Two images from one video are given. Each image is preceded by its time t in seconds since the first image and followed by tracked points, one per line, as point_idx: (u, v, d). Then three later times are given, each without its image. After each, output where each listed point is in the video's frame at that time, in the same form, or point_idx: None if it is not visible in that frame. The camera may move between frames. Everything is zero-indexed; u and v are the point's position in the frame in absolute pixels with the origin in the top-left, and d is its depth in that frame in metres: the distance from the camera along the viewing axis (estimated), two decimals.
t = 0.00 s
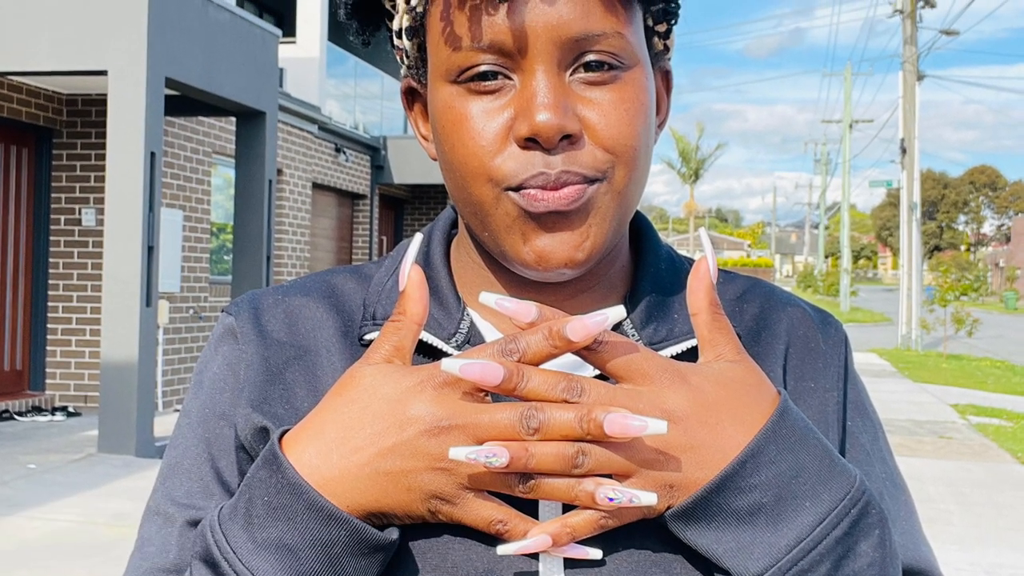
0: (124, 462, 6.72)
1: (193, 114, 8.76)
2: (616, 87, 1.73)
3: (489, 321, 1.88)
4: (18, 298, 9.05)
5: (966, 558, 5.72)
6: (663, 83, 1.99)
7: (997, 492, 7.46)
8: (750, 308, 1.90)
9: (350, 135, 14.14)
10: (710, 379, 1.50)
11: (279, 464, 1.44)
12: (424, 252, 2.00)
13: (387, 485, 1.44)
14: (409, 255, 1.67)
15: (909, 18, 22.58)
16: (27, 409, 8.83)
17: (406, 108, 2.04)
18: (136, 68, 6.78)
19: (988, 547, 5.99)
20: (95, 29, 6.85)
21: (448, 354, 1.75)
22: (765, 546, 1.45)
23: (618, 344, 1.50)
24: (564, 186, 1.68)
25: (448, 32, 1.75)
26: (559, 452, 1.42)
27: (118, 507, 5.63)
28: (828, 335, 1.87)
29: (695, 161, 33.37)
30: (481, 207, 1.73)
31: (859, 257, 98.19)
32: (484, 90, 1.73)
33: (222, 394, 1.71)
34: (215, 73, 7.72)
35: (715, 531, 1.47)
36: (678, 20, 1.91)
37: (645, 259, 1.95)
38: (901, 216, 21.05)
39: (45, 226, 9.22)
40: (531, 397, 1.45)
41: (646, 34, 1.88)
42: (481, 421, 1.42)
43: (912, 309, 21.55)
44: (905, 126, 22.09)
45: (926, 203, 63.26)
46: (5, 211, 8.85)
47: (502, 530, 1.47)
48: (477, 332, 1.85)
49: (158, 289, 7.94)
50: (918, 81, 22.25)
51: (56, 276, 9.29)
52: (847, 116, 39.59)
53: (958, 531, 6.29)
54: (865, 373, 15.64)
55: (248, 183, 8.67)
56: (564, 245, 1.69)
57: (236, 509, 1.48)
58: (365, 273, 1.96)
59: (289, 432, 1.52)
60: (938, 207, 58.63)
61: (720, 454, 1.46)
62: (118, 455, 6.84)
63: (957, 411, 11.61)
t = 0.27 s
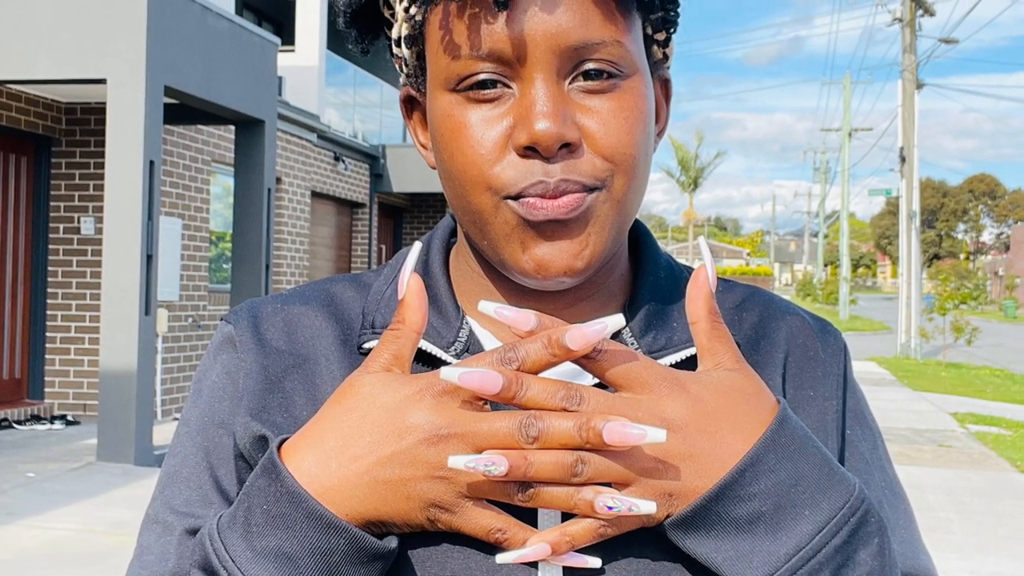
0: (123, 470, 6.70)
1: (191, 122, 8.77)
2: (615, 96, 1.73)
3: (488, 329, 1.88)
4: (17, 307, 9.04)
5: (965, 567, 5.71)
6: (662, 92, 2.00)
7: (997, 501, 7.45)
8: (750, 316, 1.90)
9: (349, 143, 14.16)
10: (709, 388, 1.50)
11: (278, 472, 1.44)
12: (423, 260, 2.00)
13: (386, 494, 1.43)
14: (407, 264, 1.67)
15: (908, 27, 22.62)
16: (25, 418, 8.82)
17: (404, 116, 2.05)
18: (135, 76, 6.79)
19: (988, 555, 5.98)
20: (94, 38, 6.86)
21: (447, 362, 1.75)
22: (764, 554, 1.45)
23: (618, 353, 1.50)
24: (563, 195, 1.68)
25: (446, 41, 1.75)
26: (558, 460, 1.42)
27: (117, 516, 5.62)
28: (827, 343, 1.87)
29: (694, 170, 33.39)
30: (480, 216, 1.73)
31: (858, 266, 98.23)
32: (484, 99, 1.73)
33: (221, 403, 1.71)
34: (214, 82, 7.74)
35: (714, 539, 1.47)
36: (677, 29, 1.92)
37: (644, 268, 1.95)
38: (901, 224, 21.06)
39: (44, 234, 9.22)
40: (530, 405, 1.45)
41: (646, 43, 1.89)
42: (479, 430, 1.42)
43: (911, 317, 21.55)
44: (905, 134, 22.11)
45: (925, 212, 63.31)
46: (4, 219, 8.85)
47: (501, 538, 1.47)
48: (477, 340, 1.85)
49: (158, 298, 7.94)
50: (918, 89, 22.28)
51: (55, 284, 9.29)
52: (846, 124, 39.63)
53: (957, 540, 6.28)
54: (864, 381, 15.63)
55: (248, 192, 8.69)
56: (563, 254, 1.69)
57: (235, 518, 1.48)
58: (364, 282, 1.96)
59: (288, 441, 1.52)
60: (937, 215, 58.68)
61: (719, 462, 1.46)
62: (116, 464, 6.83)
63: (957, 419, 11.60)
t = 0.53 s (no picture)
0: (121, 479, 6.70)
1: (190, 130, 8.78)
2: (614, 105, 1.74)
3: (487, 338, 1.88)
4: (16, 315, 9.04)
5: None
6: (661, 100, 2.00)
7: (997, 509, 7.44)
8: (748, 325, 1.90)
9: (349, 152, 14.17)
10: (708, 397, 1.50)
11: (278, 481, 1.44)
12: (423, 269, 2.00)
13: (386, 502, 1.43)
14: (406, 273, 1.67)
15: (907, 35, 22.66)
16: (24, 426, 8.81)
17: (403, 124, 2.06)
18: (134, 85, 6.79)
19: (986, 563, 5.97)
20: (93, 46, 6.86)
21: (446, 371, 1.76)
22: (763, 563, 1.45)
23: (617, 361, 1.50)
24: (562, 203, 1.68)
25: (445, 49, 1.76)
26: (557, 469, 1.41)
27: (116, 524, 5.61)
28: (827, 352, 1.87)
29: (694, 177, 33.37)
30: (479, 224, 1.74)
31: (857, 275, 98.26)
32: (483, 107, 1.74)
33: (220, 411, 1.71)
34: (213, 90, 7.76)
35: (713, 548, 1.47)
36: (676, 37, 1.93)
37: (644, 276, 1.96)
38: (901, 233, 21.07)
39: (43, 243, 9.23)
40: (529, 414, 1.45)
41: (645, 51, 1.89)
42: (478, 439, 1.42)
43: (910, 326, 21.54)
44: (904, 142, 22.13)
45: (924, 220, 63.35)
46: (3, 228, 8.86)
47: (500, 547, 1.47)
48: (476, 349, 1.85)
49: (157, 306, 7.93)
50: (917, 97, 22.30)
51: (54, 293, 9.28)
52: (845, 133, 39.68)
53: (957, 548, 6.27)
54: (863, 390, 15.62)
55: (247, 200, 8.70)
56: (562, 263, 1.69)
57: (234, 526, 1.48)
58: (363, 290, 1.97)
59: (288, 449, 1.52)
60: (936, 224, 58.72)
61: (717, 470, 1.46)
62: (116, 473, 6.83)
63: (956, 428, 11.59)
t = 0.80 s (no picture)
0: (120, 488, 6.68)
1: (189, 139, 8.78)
2: (613, 113, 1.74)
3: (486, 346, 1.89)
4: (14, 324, 9.03)
5: None
6: (660, 108, 2.01)
7: (996, 518, 7.43)
8: (747, 333, 1.91)
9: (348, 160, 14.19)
10: (707, 405, 1.50)
11: (277, 490, 1.43)
12: (421, 278, 2.00)
13: (385, 511, 1.43)
14: (406, 281, 1.67)
15: (906, 44, 22.71)
16: (23, 435, 8.79)
17: (403, 133, 2.06)
18: (133, 93, 6.80)
19: (986, 572, 5.96)
20: (92, 55, 6.87)
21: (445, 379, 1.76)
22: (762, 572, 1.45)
23: (616, 370, 1.50)
24: (561, 212, 1.69)
25: (444, 57, 1.76)
26: (556, 477, 1.41)
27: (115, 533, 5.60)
28: (826, 361, 1.87)
29: (693, 186, 33.36)
30: (478, 233, 1.74)
31: (856, 283, 98.27)
32: (482, 115, 1.74)
33: (219, 420, 1.71)
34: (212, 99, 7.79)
35: (712, 557, 1.46)
36: (675, 45, 1.94)
37: (643, 285, 1.96)
38: (900, 241, 21.08)
39: (42, 251, 9.22)
40: (528, 423, 1.45)
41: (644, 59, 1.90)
42: (478, 447, 1.43)
43: (910, 334, 21.53)
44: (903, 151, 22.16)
45: (923, 229, 63.38)
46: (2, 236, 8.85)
47: (498, 555, 1.50)
48: (475, 358, 1.85)
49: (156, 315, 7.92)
50: (916, 106, 22.33)
51: (53, 301, 9.27)
52: (844, 141, 39.72)
53: (956, 557, 6.26)
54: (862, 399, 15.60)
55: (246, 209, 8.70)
56: (561, 271, 1.70)
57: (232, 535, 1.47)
58: (363, 298, 1.97)
59: (287, 458, 1.51)
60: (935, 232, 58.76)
61: (717, 479, 1.46)
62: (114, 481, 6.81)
63: (955, 436, 11.57)
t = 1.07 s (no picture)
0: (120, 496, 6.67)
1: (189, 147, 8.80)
2: (612, 121, 1.75)
3: (485, 354, 1.89)
4: (13, 332, 9.03)
5: None
6: (659, 117, 2.02)
7: (996, 526, 7.41)
8: (747, 342, 1.91)
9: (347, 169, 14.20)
10: (707, 414, 1.49)
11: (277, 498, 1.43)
12: (420, 286, 2.01)
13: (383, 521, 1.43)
14: (405, 290, 1.67)
15: (905, 52, 22.76)
16: (22, 443, 8.78)
17: (402, 141, 2.07)
18: (132, 102, 6.81)
19: None
20: (90, 64, 6.88)
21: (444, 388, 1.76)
22: None
23: (615, 378, 1.50)
24: (560, 221, 1.69)
25: (443, 66, 1.77)
26: (555, 486, 1.41)
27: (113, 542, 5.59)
28: (825, 369, 1.88)
29: (692, 194, 33.38)
30: (478, 241, 1.74)
31: (855, 292, 98.29)
32: (481, 123, 1.74)
33: (218, 428, 1.71)
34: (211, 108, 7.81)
35: (711, 566, 1.46)
36: (674, 53, 1.94)
37: (642, 293, 1.97)
38: (899, 250, 21.07)
39: (40, 259, 9.23)
40: (527, 431, 1.45)
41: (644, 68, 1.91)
42: (476, 455, 1.43)
43: (909, 342, 21.51)
44: (901, 159, 22.19)
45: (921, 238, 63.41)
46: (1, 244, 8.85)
47: (498, 563, 1.49)
48: (474, 366, 1.86)
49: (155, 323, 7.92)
50: (914, 114, 22.36)
51: (52, 310, 9.26)
52: (843, 149, 39.76)
53: (955, 566, 6.25)
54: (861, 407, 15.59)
55: (245, 217, 8.71)
56: (560, 279, 1.70)
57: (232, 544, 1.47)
58: (362, 307, 1.97)
59: (287, 466, 1.51)
60: (935, 241, 58.81)
61: (715, 488, 1.46)
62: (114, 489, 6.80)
63: (954, 445, 11.56)
